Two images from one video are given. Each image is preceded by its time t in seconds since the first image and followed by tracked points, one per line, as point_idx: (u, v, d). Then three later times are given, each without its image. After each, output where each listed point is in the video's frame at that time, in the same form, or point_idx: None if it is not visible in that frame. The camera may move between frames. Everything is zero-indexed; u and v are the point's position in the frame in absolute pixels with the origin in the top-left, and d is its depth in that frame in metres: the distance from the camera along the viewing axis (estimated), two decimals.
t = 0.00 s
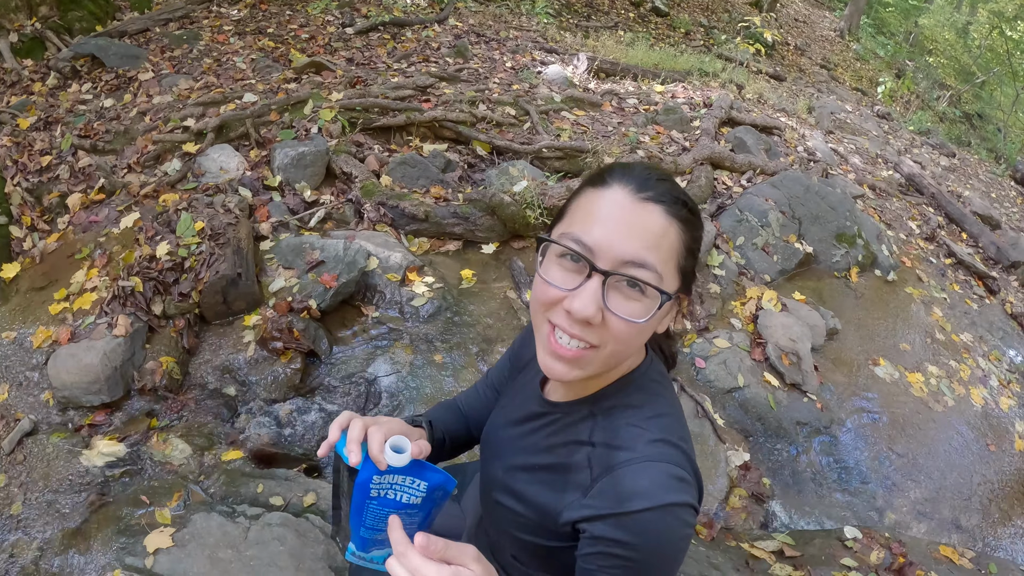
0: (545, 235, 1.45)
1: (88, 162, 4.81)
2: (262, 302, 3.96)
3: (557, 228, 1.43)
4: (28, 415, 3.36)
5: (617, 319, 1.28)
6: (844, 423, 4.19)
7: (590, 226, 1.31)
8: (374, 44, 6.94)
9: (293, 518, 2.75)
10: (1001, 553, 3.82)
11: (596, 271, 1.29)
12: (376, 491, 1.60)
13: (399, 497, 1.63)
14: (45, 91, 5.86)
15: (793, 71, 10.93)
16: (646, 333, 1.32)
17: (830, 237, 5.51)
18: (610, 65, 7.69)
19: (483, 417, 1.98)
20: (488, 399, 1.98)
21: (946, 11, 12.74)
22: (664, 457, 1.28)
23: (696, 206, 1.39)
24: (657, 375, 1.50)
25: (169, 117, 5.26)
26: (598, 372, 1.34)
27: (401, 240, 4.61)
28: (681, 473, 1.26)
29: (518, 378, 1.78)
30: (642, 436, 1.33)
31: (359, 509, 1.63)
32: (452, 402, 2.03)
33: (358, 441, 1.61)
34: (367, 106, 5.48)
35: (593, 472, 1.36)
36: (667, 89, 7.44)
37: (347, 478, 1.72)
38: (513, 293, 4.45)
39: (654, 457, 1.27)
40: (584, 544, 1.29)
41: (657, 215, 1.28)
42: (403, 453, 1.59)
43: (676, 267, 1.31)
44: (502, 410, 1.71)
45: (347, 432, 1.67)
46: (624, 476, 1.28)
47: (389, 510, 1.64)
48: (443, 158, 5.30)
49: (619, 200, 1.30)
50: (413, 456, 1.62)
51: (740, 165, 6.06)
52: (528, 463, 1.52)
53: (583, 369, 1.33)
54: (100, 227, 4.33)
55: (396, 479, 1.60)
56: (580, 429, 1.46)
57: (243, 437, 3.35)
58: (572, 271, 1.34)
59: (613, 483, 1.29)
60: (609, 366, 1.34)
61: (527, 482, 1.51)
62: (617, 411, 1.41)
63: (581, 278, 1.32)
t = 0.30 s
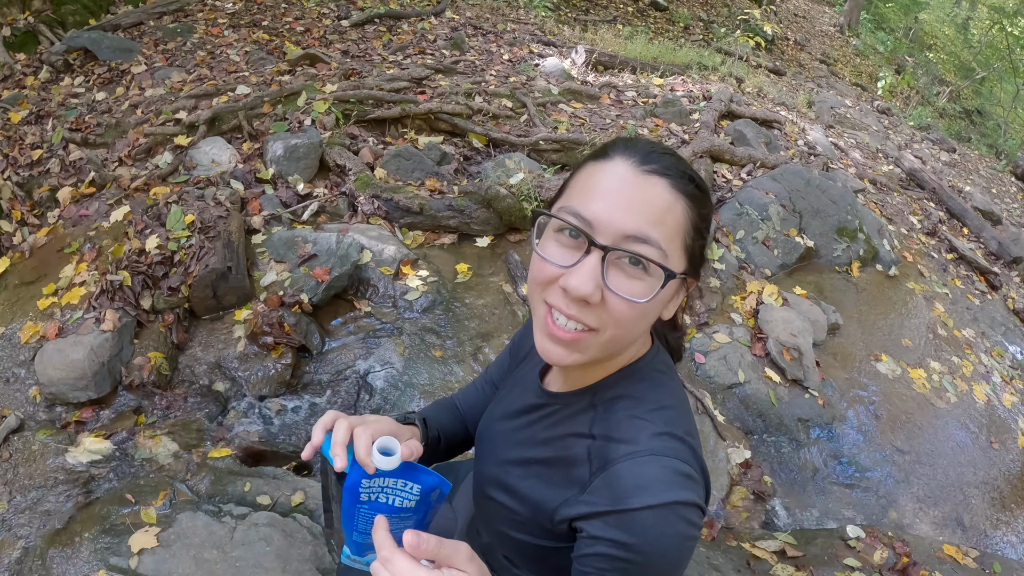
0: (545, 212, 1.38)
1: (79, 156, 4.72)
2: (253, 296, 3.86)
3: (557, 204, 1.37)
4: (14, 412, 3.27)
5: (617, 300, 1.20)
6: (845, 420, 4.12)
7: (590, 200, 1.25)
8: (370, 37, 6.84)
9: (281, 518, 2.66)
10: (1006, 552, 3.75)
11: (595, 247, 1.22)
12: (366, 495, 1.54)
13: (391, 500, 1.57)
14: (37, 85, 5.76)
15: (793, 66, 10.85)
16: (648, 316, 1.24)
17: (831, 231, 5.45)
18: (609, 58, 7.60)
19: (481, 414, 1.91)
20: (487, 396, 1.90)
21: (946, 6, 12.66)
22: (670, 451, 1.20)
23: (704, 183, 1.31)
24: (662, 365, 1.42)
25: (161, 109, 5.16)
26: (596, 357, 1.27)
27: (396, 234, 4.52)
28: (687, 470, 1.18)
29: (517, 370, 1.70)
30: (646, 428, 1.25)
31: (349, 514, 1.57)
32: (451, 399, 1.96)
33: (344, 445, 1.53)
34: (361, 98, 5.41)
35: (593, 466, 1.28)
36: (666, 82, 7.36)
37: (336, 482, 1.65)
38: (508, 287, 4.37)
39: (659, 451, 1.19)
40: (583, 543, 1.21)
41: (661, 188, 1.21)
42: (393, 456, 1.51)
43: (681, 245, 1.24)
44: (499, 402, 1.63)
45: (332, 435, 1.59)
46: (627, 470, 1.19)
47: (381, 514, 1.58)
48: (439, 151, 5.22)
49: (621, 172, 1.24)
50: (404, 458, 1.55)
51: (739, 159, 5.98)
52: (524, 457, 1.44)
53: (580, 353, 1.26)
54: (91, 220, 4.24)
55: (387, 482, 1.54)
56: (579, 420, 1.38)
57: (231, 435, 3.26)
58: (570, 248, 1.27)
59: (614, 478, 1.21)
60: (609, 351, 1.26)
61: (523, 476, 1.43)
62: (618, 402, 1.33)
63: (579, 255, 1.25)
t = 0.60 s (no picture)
0: (545, 214, 1.37)
1: (77, 155, 4.70)
2: (251, 296, 3.85)
3: (557, 206, 1.36)
4: (12, 412, 3.26)
5: (616, 303, 1.18)
6: (846, 418, 4.10)
7: (591, 202, 1.24)
8: (369, 33, 6.81)
9: (279, 518, 2.65)
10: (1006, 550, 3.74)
11: (595, 249, 1.21)
12: (375, 482, 1.46)
13: (400, 488, 1.50)
14: (34, 83, 5.73)
15: (792, 62, 10.81)
16: (647, 320, 1.23)
17: (831, 228, 5.43)
18: (608, 54, 7.57)
19: (480, 413, 1.87)
20: (486, 395, 1.87)
21: (946, 2, 12.61)
22: (671, 459, 1.19)
23: (706, 185, 1.31)
24: (664, 370, 1.41)
25: (159, 107, 5.14)
26: (594, 361, 1.25)
27: (394, 231, 4.51)
28: (688, 478, 1.17)
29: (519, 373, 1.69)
30: (648, 437, 1.24)
31: (355, 501, 1.48)
32: (450, 395, 1.92)
33: (359, 428, 1.46)
34: (359, 95, 5.39)
35: (594, 473, 1.27)
36: (666, 78, 7.34)
37: (342, 470, 1.57)
38: (507, 284, 4.35)
39: (660, 459, 1.18)
40: (580, 549, 1.20)
41: (663, 190, 1.20)
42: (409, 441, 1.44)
43: (683, 248, 1.23)
44: (500, 406, 1.62)
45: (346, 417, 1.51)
46: (626, 478, 1.18)
47: (388, 502, 1.50)
48: (437, 147, 5.19)
49: (622, 174, 1.23)
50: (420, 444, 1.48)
51: (739, 155, 5.97)
52: (526, 463, 1.44)
53: (578, 357, 1.24)
54: (88, 219, 4.22)
55: (398, 469, 1.47)
56: (580, 426, 1.36)
57: (229, 435, 3.25)
58: (570, 250, 1.26)
59: (613, 485, 1.20)
60: (607, 356, 1.25)
61: (525, 482, 1.43)
62: (620, 408, 1.32)
63: (578, 257, 1.24)
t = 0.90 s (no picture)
0: (552, 208, 1.37)
1: (69, 152, 4.66)
2: (248, 291, 3.83)
3: (564, 201, 1.36)
4: (9, 413, 3.25)
5: (624, 299, 1.18)
6: (842, 408, 4.12)
7: (600, 197, 1.24)
8: (362, 26, 6.76)
9: (279, 516, 2.65)
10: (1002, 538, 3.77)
11: (603, 244, 1.20)
12: (386, 463, 1.43)
13: (410, 470, 1.46)
14: (25, 81, 5.67)
15: (787, 52, 10.79)
16: (654, 316, 1.23)
17: (826, 218, 5.44)
18: (602, 45, 7.53)
19: (484, 410, 1.86)
20: (489, 390, 1.85)
21: None
22: (680, 456, 1.19)
23: (714, 182, 1.31)
24: (671, 367, 1.41)
25: (151, 103, 5.09)
26: (601, 357, 1.25)
27: (390, 225, 4.49)
28: (697, 474, 1.17)
29: (524, 369, 1.69)
30: (657, 434, 1.24)
31: (363, 484, 1.45)
32: (453, 391, 1.90)
33: (374, 403, 1.41)
34: (353, 88, 5.35)
35: (603, 471, 1.27)
36: (660, 69, 7.32)
37: (348, 452, 1.49)
38: (504, 277, 4.34)
39: (669, 456, 1.18)
40: (589, 546, 1.20)
41: (671, 185, 1.20)
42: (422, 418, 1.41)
43: (691, 244, 1.23)
44: (505, 403, 1.63)
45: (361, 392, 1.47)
46: (636, 474, 1.18)
47: (398, 485, 1.47)
48: (432, 140, 5.17)
49: (631, 169, 1.23)
50: (433, 421, 1.45)
51: (734, 145, 5.96)
52: (533, 460, 1.44)
53: (585, 353, 1.24)
54: (82, 218, 4.18)
55: (410, 449, 1.44)
56: (587, 424, 1.36)
57: (228, 433, 3.24)
58: (578, 245, 1.25)
59: (622, 482, 1.20)
60: (613, 353, 1.25)
61: (533, 480, 1.43)
62: (627, 405, 1.32)
63: (586, 252, 1.23)
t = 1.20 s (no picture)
0: (579, 207, 1.37)
1: (64, 152, 4.62)
2: (249, 289, 3.81)
3: (592, 200, 1.36)
4: (10, 417, 3.23)
5: (654, 300, 1.19)
6: (843, 397, 4.15)
7: (630, 197, 1.24)
8: (356, 20, 6.71)
9: (289, 515, 2.65)
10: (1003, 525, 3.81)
11: (634, 244, 1.21)
12: (409, 467, 1.42)
13: (433, 474, 1.44)
14: (17, 80, 5.61)
15: (781, 41, 10.78)
16: (683, 317, 1.24)
17: (824, 208, 5.46)
18: (597, 36, 7.50)
19: (502, 408, 1.88)
20: (508, 389, 1.88)
21: None
22: (709, 455, 1.22)
23: (741, 183, 1.32)
24: (694, 365, 1.43)
25: (146, 100, 5.05)
26: (630, 356, 1.26)
27: (389, 219, 4.48)
28: (725, 472, 1.21)
29: (545, 367, 1.71)
30: (685, 433, 1.26)
31: (385, 487, 1.45)
32: (469, 390, 1.91)
33: (400, 407, 1.41)
34: (350, 82, 5.32)
35: (633, 470, 1.29)
36: (656, 60, 7.31)
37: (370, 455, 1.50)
38: (505, 270, 4.33)
39: (699, 455, 1.21)
40: (619, 544, 1.23)
41: (701, 186, 1.21)
42: (448, 422, 1.38)
43: (719, 245, 1.24)
44: (528, 401, 1.65)
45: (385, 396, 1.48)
46: (666, 473, 1.21)
47: (419, 488, 1.46)
48: (430, 134, 5.15)
49: (662, 170, 1.23)
50: (458, 425, 1.41)
51: (732, 136, 5.96)
52: (560, 459, 1.47)
53: (615, 353, 1.25)
54: (79, 217, 4.15)
55: (433, 453, 1.41)
56: (614, 422, 1.38)
57: (233, 432, 3.23)
58: (608, 245, 1.26)
59: (652, 481, 1.22)
60: (642, 352, 1.26)
61: (561, 479, 1.46)
62: (654, 404, 1.34)
63: (616, 252, 1.24)
